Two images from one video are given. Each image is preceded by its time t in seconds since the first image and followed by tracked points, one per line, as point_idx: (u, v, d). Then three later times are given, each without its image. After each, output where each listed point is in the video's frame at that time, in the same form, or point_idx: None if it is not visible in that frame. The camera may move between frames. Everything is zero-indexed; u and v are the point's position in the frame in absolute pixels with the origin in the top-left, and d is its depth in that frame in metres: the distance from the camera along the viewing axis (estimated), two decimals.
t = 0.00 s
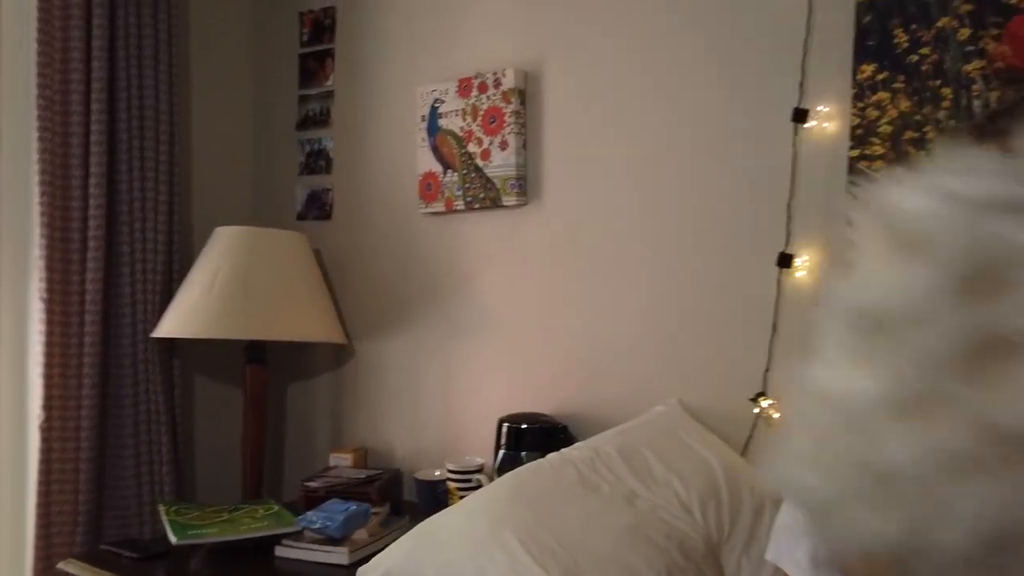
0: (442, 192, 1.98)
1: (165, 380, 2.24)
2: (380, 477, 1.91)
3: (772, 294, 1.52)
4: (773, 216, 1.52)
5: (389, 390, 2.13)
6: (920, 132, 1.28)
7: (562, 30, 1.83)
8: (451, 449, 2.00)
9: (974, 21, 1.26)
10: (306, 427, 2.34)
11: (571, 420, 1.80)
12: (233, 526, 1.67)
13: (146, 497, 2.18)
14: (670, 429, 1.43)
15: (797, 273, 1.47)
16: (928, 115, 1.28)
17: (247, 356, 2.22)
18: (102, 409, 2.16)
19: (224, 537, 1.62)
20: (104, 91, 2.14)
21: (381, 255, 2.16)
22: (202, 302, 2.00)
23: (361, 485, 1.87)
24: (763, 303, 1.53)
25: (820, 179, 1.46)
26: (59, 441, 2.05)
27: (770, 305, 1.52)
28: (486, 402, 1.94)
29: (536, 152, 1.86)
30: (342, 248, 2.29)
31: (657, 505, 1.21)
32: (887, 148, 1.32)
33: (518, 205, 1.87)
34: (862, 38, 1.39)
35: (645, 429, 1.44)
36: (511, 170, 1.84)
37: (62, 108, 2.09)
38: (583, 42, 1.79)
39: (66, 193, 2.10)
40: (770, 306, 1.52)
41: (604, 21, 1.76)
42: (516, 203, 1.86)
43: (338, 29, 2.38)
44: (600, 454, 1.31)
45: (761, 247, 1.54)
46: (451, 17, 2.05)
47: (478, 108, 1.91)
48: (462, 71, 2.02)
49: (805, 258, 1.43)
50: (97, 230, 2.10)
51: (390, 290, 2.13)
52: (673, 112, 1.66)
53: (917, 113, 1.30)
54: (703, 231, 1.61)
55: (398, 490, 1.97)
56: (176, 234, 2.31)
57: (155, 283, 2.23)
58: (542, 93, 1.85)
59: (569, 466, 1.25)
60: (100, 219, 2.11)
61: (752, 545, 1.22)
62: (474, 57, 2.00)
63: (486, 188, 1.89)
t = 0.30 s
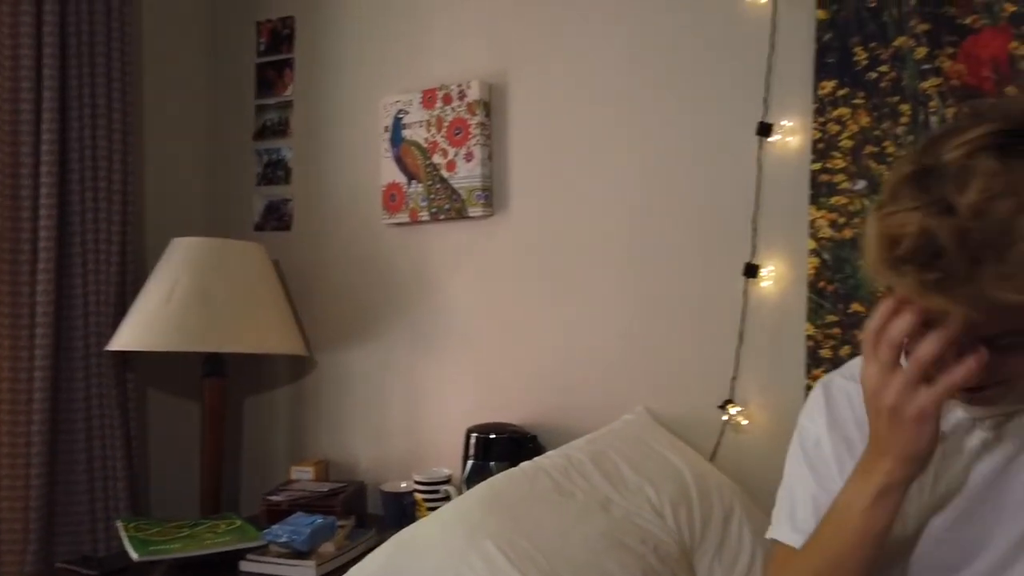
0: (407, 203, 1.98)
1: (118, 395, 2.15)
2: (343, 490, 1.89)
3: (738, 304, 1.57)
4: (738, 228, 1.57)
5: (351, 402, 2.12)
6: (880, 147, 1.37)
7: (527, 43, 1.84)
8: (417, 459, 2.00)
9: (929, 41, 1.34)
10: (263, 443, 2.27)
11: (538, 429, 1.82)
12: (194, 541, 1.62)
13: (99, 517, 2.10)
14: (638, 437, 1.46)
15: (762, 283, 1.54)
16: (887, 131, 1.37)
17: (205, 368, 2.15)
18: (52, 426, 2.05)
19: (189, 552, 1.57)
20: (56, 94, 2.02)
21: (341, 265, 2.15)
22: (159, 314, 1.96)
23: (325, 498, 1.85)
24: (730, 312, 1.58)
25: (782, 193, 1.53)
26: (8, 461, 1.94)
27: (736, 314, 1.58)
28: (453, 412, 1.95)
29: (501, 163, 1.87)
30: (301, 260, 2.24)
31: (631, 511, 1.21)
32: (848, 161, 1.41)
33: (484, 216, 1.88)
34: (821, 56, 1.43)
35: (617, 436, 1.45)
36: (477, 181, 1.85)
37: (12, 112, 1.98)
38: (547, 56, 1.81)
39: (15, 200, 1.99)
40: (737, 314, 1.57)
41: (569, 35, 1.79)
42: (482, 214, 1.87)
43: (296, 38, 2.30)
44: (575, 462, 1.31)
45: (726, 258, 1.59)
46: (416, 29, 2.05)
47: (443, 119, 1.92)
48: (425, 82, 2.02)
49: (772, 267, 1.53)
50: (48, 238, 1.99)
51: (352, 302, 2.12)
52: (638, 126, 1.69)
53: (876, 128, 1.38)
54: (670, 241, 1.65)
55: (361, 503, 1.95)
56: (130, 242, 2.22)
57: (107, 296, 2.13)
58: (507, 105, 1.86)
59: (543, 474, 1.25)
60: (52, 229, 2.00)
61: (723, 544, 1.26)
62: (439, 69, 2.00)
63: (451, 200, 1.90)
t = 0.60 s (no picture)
0: (369, 211, 1.98)
1: (71, 407, 2.10)
2: (306, 499, 1.87)
3: (701, 311, 1.61)
4: (701, 235, 1.61)
5: (312, 411, 2.10)
6: (837, 159, 1.43)
7: (491, 53, 1.86)
8: (380, 468, 2.00)
9: (882, 57, 1.39)
10: (219, 453, 2.24)
11: (503, 436, 1.83)
12: (155, 553, 1.58)
13: (51, 532, 2.04)
14: (604, 441, 1.48)
15: (726, 289, 1.58)
16: (843, 144, 1.43)
17: (160, 378, 2.11)
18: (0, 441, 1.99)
19: (150, 563, 1.52)
20: (5, 99, 1.96)
21: (300, 273, 2.13)
22: (115, 323, 1.91)
23: (287, 508, 1.82)
24: (695, 319, 1.62)
25: (743, 203, 1.57)
26: None
27: (701, 320, 1.61)
28: (417, 419, 1.95)
29: (465, 171, 1.88)
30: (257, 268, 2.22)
31: (601, 513, 1.23)
32: (806, 173, 1.46)
33: (448, 225, 1.89)
34: (780, 71, 1.48)
35: (586, 442, 1.47)
36: (441, 189, 1.86)
37: None
38: (511, 66, 1.83)
39: None
40: (701, 321, 1.61)
41: (533, 46, 1.81)
42: (446, 222, 1.88)
43: (254, 46, 2.27)
44: (546, 466, 1.32)
45: (690, 267, 1.62)
46: (377, 37, 2.05)
47: (405, 128, 1.92)
48: (387, 91, 2.02)
49: (735, 274, 1.57)
50: None
51: (312, 310, 2.10)
52: (602, 136, 1.72)
53: (833, 141, 1.43)
54: (634, 250, 1.68)
55: (323, 513, 1.94)
56: (83, 250, 2.16)
57: (59, 306, 2.08)
58: (470, 114, 1.88)
59: (514, 478, 1.26)
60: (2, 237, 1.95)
61: (690, 544, 1.29)
62: (400, 77, 2.01)
63: (415, 208, 1.90)
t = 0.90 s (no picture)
0: (332, 217, 1.97)
1: (24, 416, 2.05)
2: (269, 507, 1.85)
3: (665, 316, 1.64)
4: (664, 241, 1.64)
5: (273, 418, 2.09)
6: (795, 167, 1.47)
7: (454, 61, 1.87)
8: (343, 474, 1.99)
9: (838, 70, 1.44)
10: (177, 462, 2.21)
11: (468, 441, 1.84)
12: (116, 562, 1.54)
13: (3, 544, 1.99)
14: (571, 444, 1.50)
15: (688, 295, 1.62)
16: (801, 153, 1.47)
17: (118, 386, 2.07)
18: None
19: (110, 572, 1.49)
20: None
21: (262, 279, 2.11)
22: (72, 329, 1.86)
23: (250, 515, 1.81)
24: (658, 324, 1.65)
25: (705, 211, 1.61)
26: None
27: (664, 325, 1.64)
28: (381, 425, 1.94)
29: (429, 178, 1.89)
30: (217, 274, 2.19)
31: (571, 513, 1.26)
32: (766, 180, 1.51)
33: (412, 231, 1.89)
34: (740, 82, 1.53)
35: (553, 445, 1.49)
36: (406, 196, 1.86)
37: None
38: (475, 74, 1.85)
39: None
40: (665, 326, 1.64)
41: (497, 54, 1.83)
42: (410, 228, 1.88)
43: (213, 49, 2.24)
44: (515, 469, 1.33)
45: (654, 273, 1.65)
46: (339, 43, 2.05)
47: (369, 134, 1.93)
48: (350, 96, 2.02)
49: (696, 280, 1.61)
50: None
51: (274, 317, 2.09)
52: (566, 144, 1.74)
53: (792, 150, 1.48)
54: (598, 256, 1.71)
55: (285, 521, 1.92)
56: (36, 255, 2.12)
57: (12, 313, 2.03)
58: (434, 121, 1.89)
59: (485, 481, 1.27)
60: None
61: (657, 544, 1.32)
62: (363, 83, 2.01)
63: (379, 214, 1.91)
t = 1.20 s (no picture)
0: (296, 220, 1.96)
1: None
2: (232, 514, 1.83)
3: (631, 318, 1.66)
4: (630, 244, 1.67)
5: (236, 423, 2.06)
6: (758, 173, 1.52)
7: (420, 64, 1.88)
8: (308, 479, 1.98)
9: (799, 78, 1.49)
10: (133, 470, 2.15)
11: (434, 444, 1.84)
12: (76, 568, 1.49)
13: None
14: (540, 445, 1.51)
15: (654, 297, 1.64)
16: (764, 158, 1.52)
17: (75, 392, 2.03)
18: None
19: None
20: None
21: (223, 283, 2.08)
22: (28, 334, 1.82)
23: (213, 522, 1.79)
24: (624, 326, 1.67)
25: (670, 215, 1.64)
26: None
27: (630, 328, 1.67)
28: (346, 428, 1.94)
29: (395, 181, 1.89)
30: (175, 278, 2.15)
31: (542, 512, 1.27)
32: (730, 185, 1.55)
33: (378, 234, 1.89)
34: (705, 88, 1.57)
35: (522, 446, 1.50)
36: (372, 199, 1.87)
37: None
38: (440, 79, 1.86)
39: None
40: (631, 328, 1.67)
41: (463, 59, 1.84)
42: (376, 232, 1.89)
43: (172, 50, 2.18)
44: (486, 470, 1.34)
45: (620, 276, 1.68)
46: (301, 44, 2.03)
47: (334, 137, 1.92)
48: (313, 98, 2.01)
49: (663, 282, 1.63)
50: None
51: (236, 321, 2.06)
52: (532, 148, 1.76)
53: (754, 155, 1.52)
54: (564, 259, 1.73)
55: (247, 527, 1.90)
56: None
57: None
58: (400, 125, 1.89)
59: (458, 481, 1.28)
60: None
61: (625, 543, 1.34)
62: (326, 85, 1.99)
63: (344, 217, 1.90)
